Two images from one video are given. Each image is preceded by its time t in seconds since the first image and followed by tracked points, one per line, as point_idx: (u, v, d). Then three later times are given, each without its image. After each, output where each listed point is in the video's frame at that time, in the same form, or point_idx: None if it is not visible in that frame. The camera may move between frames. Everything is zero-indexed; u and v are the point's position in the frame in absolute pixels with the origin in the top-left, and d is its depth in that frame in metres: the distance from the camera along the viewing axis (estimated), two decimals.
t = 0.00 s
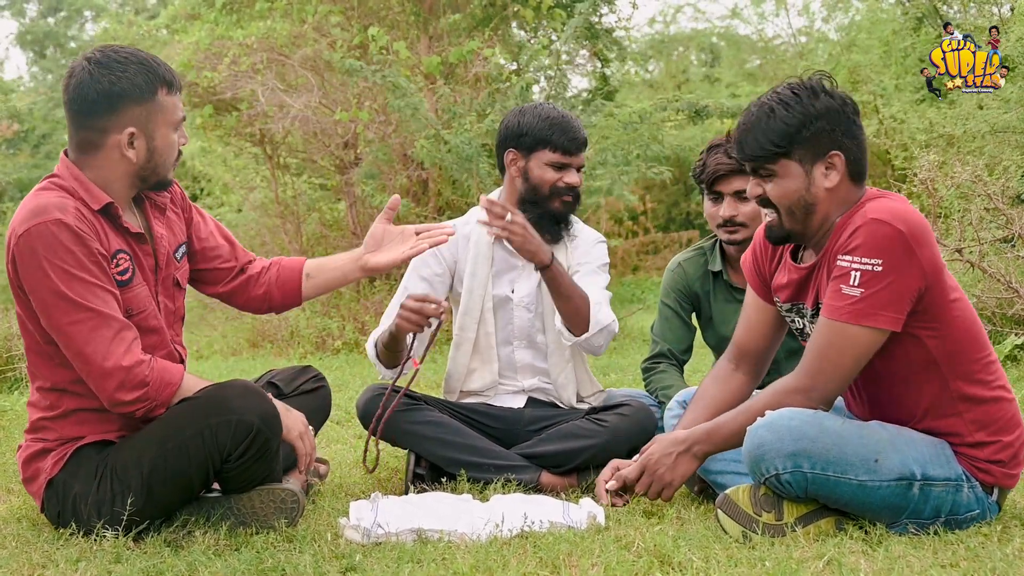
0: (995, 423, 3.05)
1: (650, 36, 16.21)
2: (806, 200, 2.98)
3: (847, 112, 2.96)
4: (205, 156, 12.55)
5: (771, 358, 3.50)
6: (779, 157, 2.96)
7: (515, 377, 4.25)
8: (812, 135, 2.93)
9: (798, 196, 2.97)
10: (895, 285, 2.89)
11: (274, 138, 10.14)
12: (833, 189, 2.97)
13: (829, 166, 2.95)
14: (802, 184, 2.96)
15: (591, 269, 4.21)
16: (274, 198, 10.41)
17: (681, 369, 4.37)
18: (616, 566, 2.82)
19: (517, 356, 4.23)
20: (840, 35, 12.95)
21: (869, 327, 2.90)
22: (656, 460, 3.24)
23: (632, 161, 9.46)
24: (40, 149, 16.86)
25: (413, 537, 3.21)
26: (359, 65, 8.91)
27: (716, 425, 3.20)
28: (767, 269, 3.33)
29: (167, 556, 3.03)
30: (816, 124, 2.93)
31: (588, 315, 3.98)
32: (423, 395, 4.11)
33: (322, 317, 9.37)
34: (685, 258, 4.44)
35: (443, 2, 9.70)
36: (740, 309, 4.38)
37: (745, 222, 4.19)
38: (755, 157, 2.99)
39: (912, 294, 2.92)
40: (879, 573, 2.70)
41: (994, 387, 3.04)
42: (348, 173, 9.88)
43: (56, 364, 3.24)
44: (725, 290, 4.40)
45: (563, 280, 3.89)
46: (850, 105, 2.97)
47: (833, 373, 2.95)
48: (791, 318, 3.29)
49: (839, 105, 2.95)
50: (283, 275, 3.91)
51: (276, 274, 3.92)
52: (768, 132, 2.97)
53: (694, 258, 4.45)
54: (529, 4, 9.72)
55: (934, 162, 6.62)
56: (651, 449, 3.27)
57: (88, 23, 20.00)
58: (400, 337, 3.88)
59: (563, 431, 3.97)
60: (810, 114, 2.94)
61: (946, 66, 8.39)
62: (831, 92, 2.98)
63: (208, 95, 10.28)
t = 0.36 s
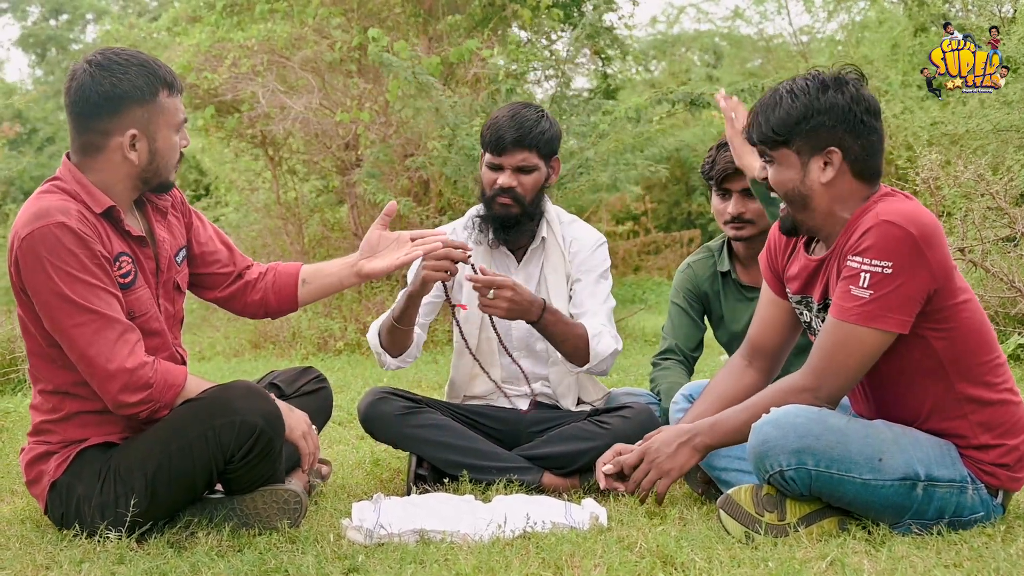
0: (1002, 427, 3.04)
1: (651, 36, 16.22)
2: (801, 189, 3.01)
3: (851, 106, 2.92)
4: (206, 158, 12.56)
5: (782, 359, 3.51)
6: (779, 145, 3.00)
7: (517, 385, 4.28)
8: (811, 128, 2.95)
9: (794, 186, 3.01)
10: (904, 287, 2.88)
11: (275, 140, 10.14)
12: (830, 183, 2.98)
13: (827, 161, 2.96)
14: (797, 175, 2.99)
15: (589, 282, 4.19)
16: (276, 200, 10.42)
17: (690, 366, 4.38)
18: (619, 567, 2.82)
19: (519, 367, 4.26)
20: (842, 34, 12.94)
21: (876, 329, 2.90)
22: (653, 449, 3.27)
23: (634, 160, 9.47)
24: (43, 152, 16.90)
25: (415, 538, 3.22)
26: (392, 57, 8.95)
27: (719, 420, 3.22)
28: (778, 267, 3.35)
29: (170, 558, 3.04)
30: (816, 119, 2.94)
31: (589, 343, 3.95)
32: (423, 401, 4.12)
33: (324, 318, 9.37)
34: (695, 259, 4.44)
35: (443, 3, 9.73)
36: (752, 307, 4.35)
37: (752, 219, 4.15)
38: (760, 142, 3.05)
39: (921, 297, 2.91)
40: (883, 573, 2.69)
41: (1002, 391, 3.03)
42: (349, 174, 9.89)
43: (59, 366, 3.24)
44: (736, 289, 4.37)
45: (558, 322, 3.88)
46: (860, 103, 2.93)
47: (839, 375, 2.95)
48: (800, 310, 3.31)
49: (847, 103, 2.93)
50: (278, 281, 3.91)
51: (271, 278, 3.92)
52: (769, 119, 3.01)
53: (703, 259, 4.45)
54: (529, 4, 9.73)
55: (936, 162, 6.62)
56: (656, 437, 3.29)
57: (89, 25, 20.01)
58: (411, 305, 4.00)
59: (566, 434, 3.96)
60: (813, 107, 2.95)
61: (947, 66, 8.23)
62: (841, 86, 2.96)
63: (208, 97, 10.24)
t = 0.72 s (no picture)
0: (1002, 417, 3.03)
1: (655, 37, 16.21)
2: (783, 194, 3.07)
3: (847, 123, 3.01)
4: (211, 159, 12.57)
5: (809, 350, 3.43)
6: (770, 149, 3.07)
7: (521, 392, 4.28)
8: (803, 137, 3.02)
9: (777, 190, 3.07)
10: (891, 273, 2.92)
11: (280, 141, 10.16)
12: (814, 192, 3.05)
13: (813, 171, 3.04)
14: (782, 180, 3.06)
15: (579, 280, 4.17)
16: (280, 201, 10.44)
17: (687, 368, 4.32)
18: (623, 567, 2.82)
19: (519, 375, 4.26)
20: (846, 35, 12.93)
21: (868, 318, 2.92)
22: (664, 434, 3.19)
23: (638, 161, 9.47)
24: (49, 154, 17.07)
25: (420, 539, 3.20)
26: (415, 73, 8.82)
27: (728, 417, 3.12)
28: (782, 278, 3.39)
29: (175, 558, 3.04)
30: (812, 128, 3.00)
31: (584, 337, 3.98)
32: (431, 403, 4.13)
33: (328, 320, 9.38)
34: (684, 265, 4.45)
35: (447, 4, 9.79)
36: (740, 307, 4.38)
37: (727, 212, 4.27)
38: (750, 140, 3.11)
39: (909, 285, 2.95)
40: (887, 574, 2.69)
41: (1000, 382, 3.04)
42: (354, 176, 9.91)
43: (65, 369, 3.25)
44: (724, 290, 4.40)
45: (558, 299, 3.90)
46: (857, 123, 3.02)
47: (838, 365, 2.94)
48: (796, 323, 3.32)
49: (844, 120, 3.01)
50: (234, 334, 3.95)
51: (231, 330, 3.96)
52: (763, 121, 3.08)
53: (692, 264, 4.46)
54: (532, 5, 9.75)
55: (940, 162, 6.62)
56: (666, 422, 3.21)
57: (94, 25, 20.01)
58: (433, 305, 3.90)
59: (571, 435, 3.95)
60: (810, 116, 3.01)
61: (946, 66, 8.25)
62: (841, 103, 3.04)
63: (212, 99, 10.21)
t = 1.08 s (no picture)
0: (982, 406, 3.02)
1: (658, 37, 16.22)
2: (765, 207, 3.15)
3: (808, 129, 3.13)
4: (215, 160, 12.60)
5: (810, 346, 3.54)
6: (744, 166, 3.15)
7: (524, 400, 4.22)
8: (774, 148, 3.12)
9: (759, 205, 3.15)
10: (844, 269, 2.95)
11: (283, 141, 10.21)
12: (794, 200, 3.15)
13: (790, 179, 3.13)
14: (762, 194, 3.14)
15: (570, 292, 4.10)
16: (283, 201, 10.46)
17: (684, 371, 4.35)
18: (626, 568, 2.82)
19: (521, 386, 4.19)
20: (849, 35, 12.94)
21: (821, 314, 2.96)
22: (664, 401, 3.43)
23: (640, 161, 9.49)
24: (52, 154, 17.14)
25: (423, 539, 3.20)
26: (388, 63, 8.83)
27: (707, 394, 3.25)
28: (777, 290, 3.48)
29: (178, 559, 3.04)
30: (780, 138, 3.12)
31: (573, 351, 3.91)
32: (434, 409, 4.13)
33: (332, 321, 9.39)
34: (678, 266, 4.44)
35: (451, 5, 9.83)
36: (734, 311, 4.35)
37: (716, 221, 4.23)
38: (722, 163, 3.19)
39: (866, 279, 2.98)
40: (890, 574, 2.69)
41: (978, 370, 3.03)
42: (357, 176, 9.94)
43: (72, 369, 3.25)
44: (718, 293, 4.37)
45: (545, 308, 3.83)
46: (818, 125, 3.15)
47: (791, 360, 2.99)
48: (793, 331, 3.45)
49: (807, 124, 3.14)
50: (230, 353, 3.94)
51: (225, 349, 3.94)
52: (731, 141, 3.17)
53: (687, 265, 4.44)
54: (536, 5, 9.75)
55: (943, 163, 6.63)
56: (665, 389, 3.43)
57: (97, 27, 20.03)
58: (438, 314, 3.85)
59: (573, 438, 3.94)
60: (777, 127, 3.13)
61: (946, 66, 8.47)
62: (798, 110, 3.18)
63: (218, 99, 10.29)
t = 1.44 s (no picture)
0: (980, 397, 3.02)
1: (662, 38, 16.23)
2: (757, 212, 3.17)
3: (778, 132, 3.22)
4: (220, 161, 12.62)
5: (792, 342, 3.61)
6: (729, 176, 3.18)
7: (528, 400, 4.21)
8: (756, 152, 3.18)
9: (751, 209, 3.17)
10: (843, 259, 2.95)
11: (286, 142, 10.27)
12: (784, 199, 3.18)
13: (776, 180, 3.17)
14: (753, 199, 3.16)
15: (575, 295, 4.10)
16: (286, 202, 10.48)
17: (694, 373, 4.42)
18: (630, 567, 2.82)
19: (526, 387, 4.18)
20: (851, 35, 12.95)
21: (827, 302, 2.93)
22: (628, 377, 3.21)
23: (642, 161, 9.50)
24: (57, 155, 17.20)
25: (426, 539, 3.20)
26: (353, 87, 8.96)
27: (705, 378, 3.11)
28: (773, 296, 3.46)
29: (182, 559, 3.05)
30: (758, 144, 3.19)
31: (578, 354, 3.91)
32: (437, 409, 4.13)
33: (335, 321, 9.40)
34: (696, 261, 4.41)
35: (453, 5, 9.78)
36: (750, 314, 4.37)
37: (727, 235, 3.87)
38: (706, 181, 3.22)
39: (863, 270, 2.99)
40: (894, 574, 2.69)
41: (973, 361, 3.04)
42: (360, 177, 9.97)
43: (86, 356, 3.26)
44: (736, 294, 4.38)
45: (552, 311, 3.83)
46: (786, 127, 3.25)
47: (814, 353, 2.92)
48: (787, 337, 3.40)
49: (777, 127, 3.23)
50: (235, 356, 3.95)
51: (231, 352, 3.94)
52: (710, 157, 3.22)
53: (705, 262, 4.42)
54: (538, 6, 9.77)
55: (947, 163, 6.63)
56: (633, 367, 3.21)
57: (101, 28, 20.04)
58: (447, 316, 3.83)
59: (575, 438, 3.94)
60: (752, 135, 3.20)
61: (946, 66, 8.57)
62: (764, 119, 3.27)
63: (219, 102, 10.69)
